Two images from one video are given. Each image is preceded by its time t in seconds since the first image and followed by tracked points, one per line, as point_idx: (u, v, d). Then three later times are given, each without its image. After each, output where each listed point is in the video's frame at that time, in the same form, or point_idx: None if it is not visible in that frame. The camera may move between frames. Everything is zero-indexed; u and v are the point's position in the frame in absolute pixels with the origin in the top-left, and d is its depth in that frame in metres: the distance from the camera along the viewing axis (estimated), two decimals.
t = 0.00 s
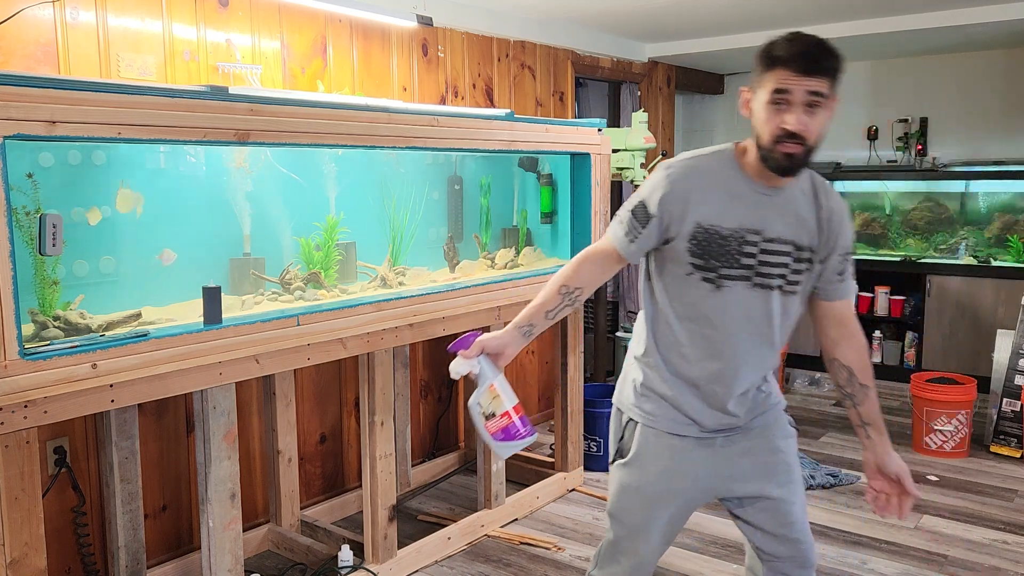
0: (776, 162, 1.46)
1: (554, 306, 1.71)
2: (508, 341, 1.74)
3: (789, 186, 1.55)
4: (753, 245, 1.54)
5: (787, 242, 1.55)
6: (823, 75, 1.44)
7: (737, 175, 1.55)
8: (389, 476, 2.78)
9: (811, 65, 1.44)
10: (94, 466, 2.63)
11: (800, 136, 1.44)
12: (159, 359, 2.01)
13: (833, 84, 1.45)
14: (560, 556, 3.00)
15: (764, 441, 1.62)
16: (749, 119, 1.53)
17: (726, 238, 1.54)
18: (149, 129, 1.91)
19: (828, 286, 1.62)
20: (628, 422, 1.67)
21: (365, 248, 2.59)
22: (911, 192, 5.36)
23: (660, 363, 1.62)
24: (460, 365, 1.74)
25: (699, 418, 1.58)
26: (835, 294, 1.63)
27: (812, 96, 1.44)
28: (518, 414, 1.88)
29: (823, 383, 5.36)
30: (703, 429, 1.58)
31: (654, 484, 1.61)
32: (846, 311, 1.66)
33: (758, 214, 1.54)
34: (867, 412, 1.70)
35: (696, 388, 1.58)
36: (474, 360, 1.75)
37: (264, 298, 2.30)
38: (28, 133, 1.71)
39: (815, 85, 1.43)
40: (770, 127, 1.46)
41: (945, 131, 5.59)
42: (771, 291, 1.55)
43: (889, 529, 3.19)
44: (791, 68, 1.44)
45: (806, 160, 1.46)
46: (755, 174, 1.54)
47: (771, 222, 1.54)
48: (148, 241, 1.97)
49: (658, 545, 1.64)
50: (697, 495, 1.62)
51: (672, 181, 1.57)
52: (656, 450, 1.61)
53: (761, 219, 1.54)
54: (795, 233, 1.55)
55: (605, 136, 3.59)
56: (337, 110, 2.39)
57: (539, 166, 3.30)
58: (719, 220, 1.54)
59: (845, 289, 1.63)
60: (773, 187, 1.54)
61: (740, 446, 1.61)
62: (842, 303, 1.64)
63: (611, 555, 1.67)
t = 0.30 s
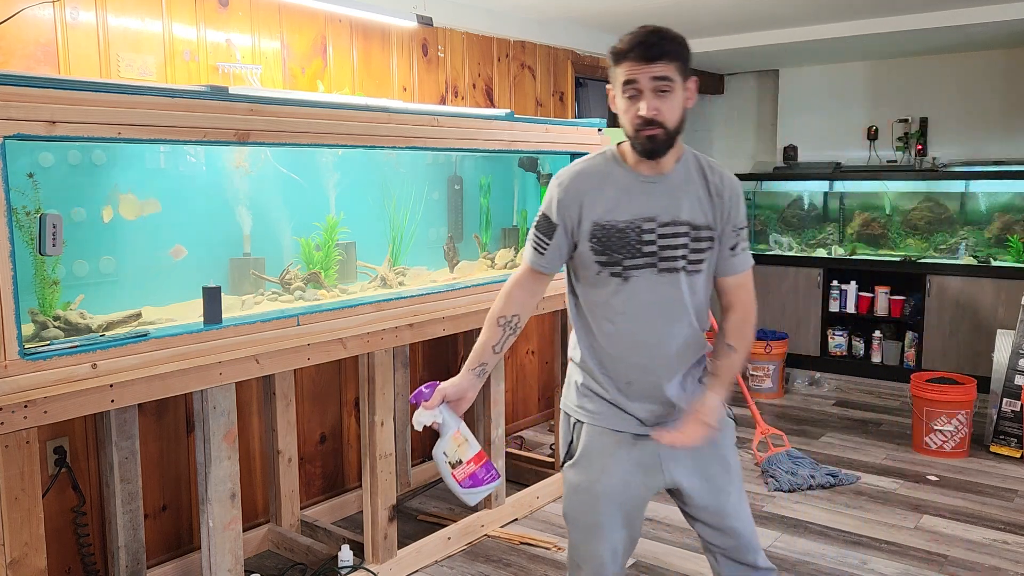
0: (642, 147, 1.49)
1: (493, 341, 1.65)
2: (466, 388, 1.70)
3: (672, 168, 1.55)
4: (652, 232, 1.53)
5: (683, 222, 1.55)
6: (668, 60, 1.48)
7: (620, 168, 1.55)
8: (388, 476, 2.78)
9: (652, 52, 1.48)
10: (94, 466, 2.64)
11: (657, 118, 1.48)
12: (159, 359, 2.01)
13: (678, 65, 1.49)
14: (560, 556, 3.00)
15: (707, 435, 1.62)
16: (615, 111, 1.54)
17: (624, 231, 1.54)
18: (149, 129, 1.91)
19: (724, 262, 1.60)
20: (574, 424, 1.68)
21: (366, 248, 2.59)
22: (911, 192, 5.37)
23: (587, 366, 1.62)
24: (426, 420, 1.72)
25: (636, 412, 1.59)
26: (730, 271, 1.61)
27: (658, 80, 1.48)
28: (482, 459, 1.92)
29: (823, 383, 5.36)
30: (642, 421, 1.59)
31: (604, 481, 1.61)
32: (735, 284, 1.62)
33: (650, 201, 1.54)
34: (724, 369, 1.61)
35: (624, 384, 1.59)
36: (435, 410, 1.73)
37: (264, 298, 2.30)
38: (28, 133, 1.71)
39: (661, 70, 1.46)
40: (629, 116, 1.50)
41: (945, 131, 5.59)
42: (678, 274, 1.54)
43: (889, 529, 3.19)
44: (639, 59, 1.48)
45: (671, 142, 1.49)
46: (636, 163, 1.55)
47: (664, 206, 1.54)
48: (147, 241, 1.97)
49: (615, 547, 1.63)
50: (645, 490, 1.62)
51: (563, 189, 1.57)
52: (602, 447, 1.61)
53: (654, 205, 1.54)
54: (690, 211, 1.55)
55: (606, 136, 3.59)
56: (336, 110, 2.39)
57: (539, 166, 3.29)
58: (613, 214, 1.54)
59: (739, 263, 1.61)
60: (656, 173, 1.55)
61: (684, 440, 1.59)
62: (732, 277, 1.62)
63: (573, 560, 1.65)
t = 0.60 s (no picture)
0: (580, 137, 1.74)
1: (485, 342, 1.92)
2: (472, 393, 1.94)
3: (611, 161, 1.81)
4: (596, 221, 1.79)
5: (624, 210, 1.79)
6: (597, 55, 1.73)
7: (567, 167, 1.84)
8: (388, 476, 2.78)
9: (582, 49, 1.72)
10: (94, 466, 2.64)
11: (590, 108, 1.73)
12: (159, 360, 2.02)
13: (606, 58, 1.73)
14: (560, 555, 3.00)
15: (665, 421, 1.82)
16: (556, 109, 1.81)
17: (570, 222, 1.81)
18: (148, 129, 1.91)
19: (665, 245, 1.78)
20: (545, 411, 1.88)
21: (366, 248, 2.58)
22: (911, 192, 5.34)
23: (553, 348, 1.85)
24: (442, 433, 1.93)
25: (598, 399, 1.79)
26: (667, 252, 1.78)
27: (589, 74, 1.72)
28: (501, 454, 2.12)
29: (823, 383, 5.36)
30: (607, 409, 1.78)
31: (575, 467, 1.80)
32: (667, 263, 1.78)
33: (593, 193, 1.80)
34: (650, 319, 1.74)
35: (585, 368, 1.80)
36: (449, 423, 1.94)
37: (264, 298, 2.30)
38: (28, 133, 1.71)
39: (591, 66, 1.71)
40: (569, 109, 1.75)
41: (946, 131, 5.58)
42: (622, 258, 1.79)
43: (889, 529, 3.19)
44: (571, 58, 1.73)
45: (606, 132, 1.75)
46: (579, 159, 1.83)
47: (608, 195, 1.80)
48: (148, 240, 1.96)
49: (588, 528, 1.82)
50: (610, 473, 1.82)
51: (520, 190, 1.88)
52: (570, 433, 1.81)
53: (597, 196, 1.80)
54: (629, 200, 1.79)
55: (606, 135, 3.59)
56: (336, 110, 2.40)
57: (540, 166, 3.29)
58: (561, 208, 1.82)
59: (676, 244, 1.77)
60: (599, 164, 1.81)
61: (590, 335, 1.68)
62: (666, 257, 1.78)
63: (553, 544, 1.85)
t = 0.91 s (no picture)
0: (566, 134, 1.81)
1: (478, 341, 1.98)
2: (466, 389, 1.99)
3: (598, 158, 1.87)
4: (585, 217, 1.85)
5: (613, 205, 1.85)
6: (579, 55, 1.80)
7: (556, 167, 1.90)
8: (389, 476, 2.78)
9: (564, 51, 1.79)
10: (94, 466, 2.64)
11: (574, 106, 1.80)
12: (159, 360, 2.02)
13: (588, 58, 1.80)
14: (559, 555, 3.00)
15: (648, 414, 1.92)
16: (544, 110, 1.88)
17: (561, 219, 1.87)
18: (148, 129, 1.91)
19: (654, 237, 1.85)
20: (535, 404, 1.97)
21: (366, 248, 2.57)
22: (911, 192, 5.33)
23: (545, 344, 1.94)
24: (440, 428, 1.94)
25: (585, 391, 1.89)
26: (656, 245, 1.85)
27: (573, 75, 1.80)
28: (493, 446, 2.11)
29: (823, 383, 5.36)
30: (594, 400, 1.88)
31: (565, 458, 1.89)
32: (658, 256, 1.85)
33: (582, 190, 1.86)
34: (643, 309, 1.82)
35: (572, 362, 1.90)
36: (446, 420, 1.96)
37: (264, 298, 2.30)
38: (29, 133, 1.71)
39: (573, 66, 1.79)
40: (554, 109, 1.82)
41: (946, 130, 5.58)
42: (612, 251, 1.86)
43: (889, 529, 3.19)
44: (554, 59, 1.80)
45: (592, 129, 1.81)
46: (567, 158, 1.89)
47: (597, 192, 1.86)
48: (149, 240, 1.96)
49: (579, 516, 1.90)
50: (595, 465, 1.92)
51: (510, 191, 1.94)
52: (559, 424, 1.90)
53: (585, 193, 1.86)
54: (617, 196, 1.85)
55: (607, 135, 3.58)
56: (337, 111, 2.40)
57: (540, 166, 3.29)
58: (550, 206, 1.88)
59: (666, 238, 1.85)
60: (587, 161, 1.88)
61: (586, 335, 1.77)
62: (657, 250, 1.85)
63: (547, 532, 1.93)
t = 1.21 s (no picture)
0: (573, 134, 1.84)
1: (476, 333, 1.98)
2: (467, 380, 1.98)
3: (600, 158, 1.91)
4: (586, 214, 1.88)
5: (613, 203, 1.89)
6: (592, 60, 1.83)
7: (558, 163, 1.91)
8: (388, 476, 2.78)
9: (577, 55, 1.83)
10: (94, 466, 2.64)
11: (583, 108, 1.83)
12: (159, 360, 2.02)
13: (599, 64, 1.84)
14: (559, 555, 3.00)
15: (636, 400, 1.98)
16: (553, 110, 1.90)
17: (563, 213, 1.88)
18: (148, 129, 1.91)
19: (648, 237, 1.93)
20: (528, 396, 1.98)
21: (366, 248, 2.57)
22: (911, 192, 5.33)
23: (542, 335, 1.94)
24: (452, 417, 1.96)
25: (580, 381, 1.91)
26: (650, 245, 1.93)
27: (585, 78, 1.83)
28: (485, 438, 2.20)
29: (823, 383, 5.36)
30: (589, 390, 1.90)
31: (561, 448, 1.90)
32: (651, 255, 1.93)
33: (584, 187, 1.89)
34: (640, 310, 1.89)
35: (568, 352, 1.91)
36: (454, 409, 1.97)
37: (264, 298, 2.30)
38: (28, 133, 1.71)
39: (585, 70, 1.82)
40: (563, 109, 1.85)
41: (946, 130, 5.58)
42: (610, 247, 1.89)
43: (889, 529, 3.19)
44: (567, 62, 1.83)
45: (598, 130, 1.84)
46: (571, 156, 1.91)
47: (598, 190, 1.90)
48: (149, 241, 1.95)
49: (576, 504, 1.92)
50: (588, 454, 1.95)
51: (512, 184, 1.93)
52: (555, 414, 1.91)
53: (587, 190, 1.89)
54: (618, 194, 1.90)
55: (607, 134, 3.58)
56: (338, 111, 2.40)
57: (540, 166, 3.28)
58: (552, 201, 1.89)
59: (659, 238, 1.93)
60: (589, 161, 1.90)
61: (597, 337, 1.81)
62: (650, 249, 1.93)
63: (544, 522, 1.94)
